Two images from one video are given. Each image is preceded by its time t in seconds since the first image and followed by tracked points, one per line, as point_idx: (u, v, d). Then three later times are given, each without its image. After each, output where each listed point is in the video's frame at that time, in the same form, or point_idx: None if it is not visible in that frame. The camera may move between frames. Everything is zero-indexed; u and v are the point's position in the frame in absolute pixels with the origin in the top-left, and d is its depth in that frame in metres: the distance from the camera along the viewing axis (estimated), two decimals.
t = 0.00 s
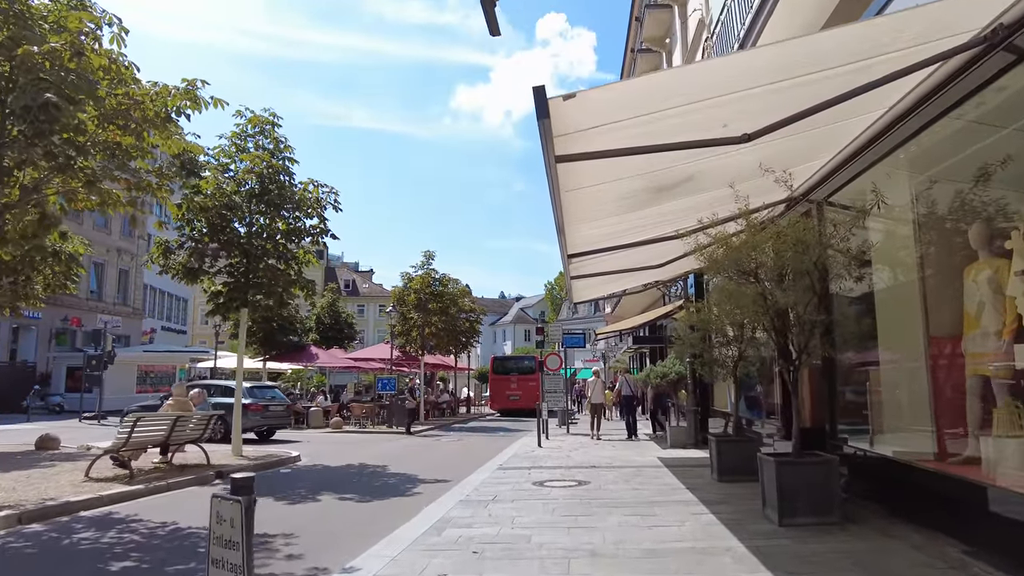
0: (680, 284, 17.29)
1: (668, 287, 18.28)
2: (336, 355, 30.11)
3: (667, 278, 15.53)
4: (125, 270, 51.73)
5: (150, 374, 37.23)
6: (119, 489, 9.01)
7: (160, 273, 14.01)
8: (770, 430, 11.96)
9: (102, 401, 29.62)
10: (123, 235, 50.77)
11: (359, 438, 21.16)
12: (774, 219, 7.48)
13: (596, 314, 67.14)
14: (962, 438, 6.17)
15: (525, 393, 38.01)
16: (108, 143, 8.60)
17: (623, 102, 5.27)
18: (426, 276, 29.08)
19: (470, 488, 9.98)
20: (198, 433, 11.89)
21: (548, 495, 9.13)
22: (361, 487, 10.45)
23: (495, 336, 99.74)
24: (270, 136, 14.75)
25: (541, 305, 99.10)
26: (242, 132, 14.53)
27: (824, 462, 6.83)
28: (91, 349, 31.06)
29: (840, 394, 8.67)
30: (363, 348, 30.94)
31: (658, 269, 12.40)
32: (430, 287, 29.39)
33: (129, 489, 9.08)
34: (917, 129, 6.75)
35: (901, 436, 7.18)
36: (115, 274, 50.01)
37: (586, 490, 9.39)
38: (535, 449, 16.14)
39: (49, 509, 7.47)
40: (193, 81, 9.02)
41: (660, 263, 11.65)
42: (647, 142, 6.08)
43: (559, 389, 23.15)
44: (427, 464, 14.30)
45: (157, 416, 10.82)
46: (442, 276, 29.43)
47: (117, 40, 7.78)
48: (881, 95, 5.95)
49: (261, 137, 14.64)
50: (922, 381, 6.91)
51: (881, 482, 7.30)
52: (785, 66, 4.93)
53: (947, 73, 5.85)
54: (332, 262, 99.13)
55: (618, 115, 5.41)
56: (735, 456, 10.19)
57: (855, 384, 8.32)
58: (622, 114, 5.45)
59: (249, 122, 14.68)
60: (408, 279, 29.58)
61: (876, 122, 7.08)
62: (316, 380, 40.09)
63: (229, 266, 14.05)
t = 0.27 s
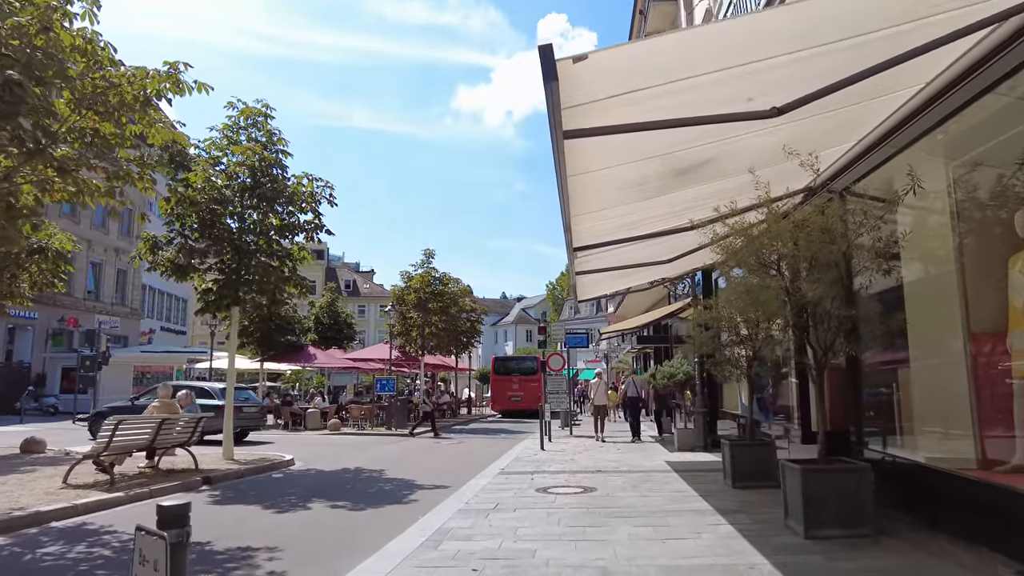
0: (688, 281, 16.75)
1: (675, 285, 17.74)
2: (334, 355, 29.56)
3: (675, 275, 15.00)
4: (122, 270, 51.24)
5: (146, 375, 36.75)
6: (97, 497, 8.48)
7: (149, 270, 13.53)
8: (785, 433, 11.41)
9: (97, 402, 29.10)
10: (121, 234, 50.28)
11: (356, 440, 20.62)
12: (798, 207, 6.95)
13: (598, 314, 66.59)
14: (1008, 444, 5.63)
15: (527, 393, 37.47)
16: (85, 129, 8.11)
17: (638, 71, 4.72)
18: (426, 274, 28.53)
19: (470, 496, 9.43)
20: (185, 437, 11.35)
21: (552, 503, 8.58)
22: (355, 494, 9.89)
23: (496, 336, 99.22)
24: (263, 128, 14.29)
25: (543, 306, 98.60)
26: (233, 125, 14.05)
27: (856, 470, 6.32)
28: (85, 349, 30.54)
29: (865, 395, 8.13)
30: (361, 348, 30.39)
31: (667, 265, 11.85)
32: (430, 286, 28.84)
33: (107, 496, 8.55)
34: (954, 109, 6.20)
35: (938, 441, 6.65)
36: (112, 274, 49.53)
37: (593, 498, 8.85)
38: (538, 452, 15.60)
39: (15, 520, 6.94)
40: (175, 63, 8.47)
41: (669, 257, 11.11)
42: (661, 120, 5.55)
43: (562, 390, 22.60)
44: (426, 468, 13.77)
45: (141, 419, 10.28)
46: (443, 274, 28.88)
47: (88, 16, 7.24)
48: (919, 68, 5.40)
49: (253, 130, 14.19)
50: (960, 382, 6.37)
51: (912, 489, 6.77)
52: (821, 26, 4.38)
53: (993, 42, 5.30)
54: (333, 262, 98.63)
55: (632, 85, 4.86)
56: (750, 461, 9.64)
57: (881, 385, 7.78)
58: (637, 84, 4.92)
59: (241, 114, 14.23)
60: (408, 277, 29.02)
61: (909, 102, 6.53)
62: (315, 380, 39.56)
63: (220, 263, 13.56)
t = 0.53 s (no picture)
0: (697, 277, 16.26)
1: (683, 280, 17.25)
2: (334, 354, 29.06)
3: (685, 270, 14.47)
4: (122, 269, 50.84)
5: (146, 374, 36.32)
6: (74, 501, 7.98)
7: (139, 264, 13.05)
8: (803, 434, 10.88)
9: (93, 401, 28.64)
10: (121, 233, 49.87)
11: (357, 441, 20.13)
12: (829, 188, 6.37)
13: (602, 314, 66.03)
14: None
15: (530, 393, 36.94)
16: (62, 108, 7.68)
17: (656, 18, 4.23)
18: (428, 272, 27.99)
19: (471, 501, 8.89)
20: (173, 437, 10.83)
21: (559, 509, 8.05)
22: (351, 498, 9.38)
23: (500, 335, 98.70)
24: (257, 117, 13.81)
25: (546, 305, 98.08)
26: (227, 113, 13.54)
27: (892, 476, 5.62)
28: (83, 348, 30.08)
29: (896, 395, 7.55)
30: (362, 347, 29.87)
31: (679, 256, 11.33)
32: (432, 283, 28.30)
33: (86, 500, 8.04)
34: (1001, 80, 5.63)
35: (983, 445, 6.03)
36: (112, 272, 49.14)
37: (602, 503, 8.31)
38: (543, 453, 15.08)
39: None
40: (157, 39, 7.96)
41: (681, 247, 10.59)
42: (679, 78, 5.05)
43: (567, 390, 22.07)
44: (427, 470, 13.25)
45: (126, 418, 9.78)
46: (445, 272, 28.32)
47: None
48: (971, 28, 4.83)
49: (247, 118, 13.69)
50: (1009, 381, 5.76)
51: (954, 496, 6.18)
52: None
53: None
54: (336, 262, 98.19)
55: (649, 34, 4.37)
56: (768, 465, 9.07)
57: (915, 384, 7.20)
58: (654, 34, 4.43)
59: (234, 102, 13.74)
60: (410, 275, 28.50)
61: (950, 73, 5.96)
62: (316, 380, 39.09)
63: (212, 257, 13.06)
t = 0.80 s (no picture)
0: (703, 270, 15.76)
1: (689, 274, 16.75)
2: (331, 351, 28.57)
3: (692, 262, 13.96)
4: (119, 265, 50.41)
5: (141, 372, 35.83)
6: (43, 506, 7.50)
7: (121, 256, 12.46)
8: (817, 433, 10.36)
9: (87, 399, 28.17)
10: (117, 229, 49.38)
11: (354, 440, 19.65)
12: (860, 165, 5.77)
13: (604, 311, 65.56)
14: None
15: (531, 391, 36.44)
16: (28, 86, 7.18)
17: None
18: (427, 267, 27.44)
19: (468, 506, 8.35)
20: (156, 437, 10.31)
21: (562, 514, 7.55)
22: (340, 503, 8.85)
23: (500, 333, 98.22)
24: (247, 103, 13.27)
25: (547, 302, 97.58)
26: (215, 100, 12.98)
27: (937, 483, 5.15)
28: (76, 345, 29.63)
29: (931, 392, 6.99)
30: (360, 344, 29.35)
31: (687, 246, 10.81)
32: (431, 279, 27.76)
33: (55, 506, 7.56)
34: None
35: None
36: (110, 269, 48.71)
37: (608, 509, 7.80)
38: (545, 452, 14.58)
39: None
40: (131, 12, 7.43)
41: (690, 236, 10.06)
42: (702, 28, 4.63)
43: (569, 387, 21.54)
44: (424, 471, 12.74)
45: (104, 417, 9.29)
46: (444, 267, 27.75)
47: None
48: None
49: (237, 105, 13.14)
50: None
51: (999, 502, 5.68)
52: None
53: None
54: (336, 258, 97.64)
55: None
56: (784, 466, 8.53)
57: (952, 379, 6.63)
58: None
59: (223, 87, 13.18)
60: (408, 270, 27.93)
61: (1002, 33, 5.32)
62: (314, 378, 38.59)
63: (199, 248, 12.51)
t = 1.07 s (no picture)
0: (710, 265, 15.21)
1: (694, 270, 16.21)
2: (327, 349, 27.98)
3: (699, 256, 13.40)
4: (115, 263, 49.84)
5: (135, 371, 35.25)
6: (4, 517, 6.94)
7: (101, 250, 11.88)
8: (833, 435, 9.80)
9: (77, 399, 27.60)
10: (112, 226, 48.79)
11: (349, 441, 19.11)
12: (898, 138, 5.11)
13: (605, 309, 64.99)
14: None
15: (531, 390, 35.88)
16: None
17: None
18: (424, 264, 26.86)
19: (464, 515, 7.80)
20: (134, 440, 9.74)
21: (565, 526, 6.99)
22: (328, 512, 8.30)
23: (500, 331, 97.66)
24: (234, 90, 12.78)
25: (547, 301, 97.04)
26: (201, 87, 12.43)
27: (987, 495, 4.66)
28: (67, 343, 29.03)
29: (970, 392, 6.47)
30: (357, 342, 28.80)
31: (696, 237, 10.26)
32: (429, 276, 27.17)
33: (19, 517, 7.00)
34: None
35: None
36: (104, 267, 48.13)
37: (614, 520, 7.24)
38: (545, 455, 14.04)
39: None
40: None
41: (700, 225, 9.51)
42: None
43: (571, 387, 20.98)
44: (419, 474, 12.19)
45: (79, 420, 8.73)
46: (442, 264, 27.12)
47: None
48: None
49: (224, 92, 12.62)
50: None
51: None
52: None
53: None
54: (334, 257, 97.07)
55: None
56: (801, 472, 7.97)
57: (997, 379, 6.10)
58: None
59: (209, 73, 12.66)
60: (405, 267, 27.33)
61: None
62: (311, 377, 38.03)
63: (187, 244, 11.99)
